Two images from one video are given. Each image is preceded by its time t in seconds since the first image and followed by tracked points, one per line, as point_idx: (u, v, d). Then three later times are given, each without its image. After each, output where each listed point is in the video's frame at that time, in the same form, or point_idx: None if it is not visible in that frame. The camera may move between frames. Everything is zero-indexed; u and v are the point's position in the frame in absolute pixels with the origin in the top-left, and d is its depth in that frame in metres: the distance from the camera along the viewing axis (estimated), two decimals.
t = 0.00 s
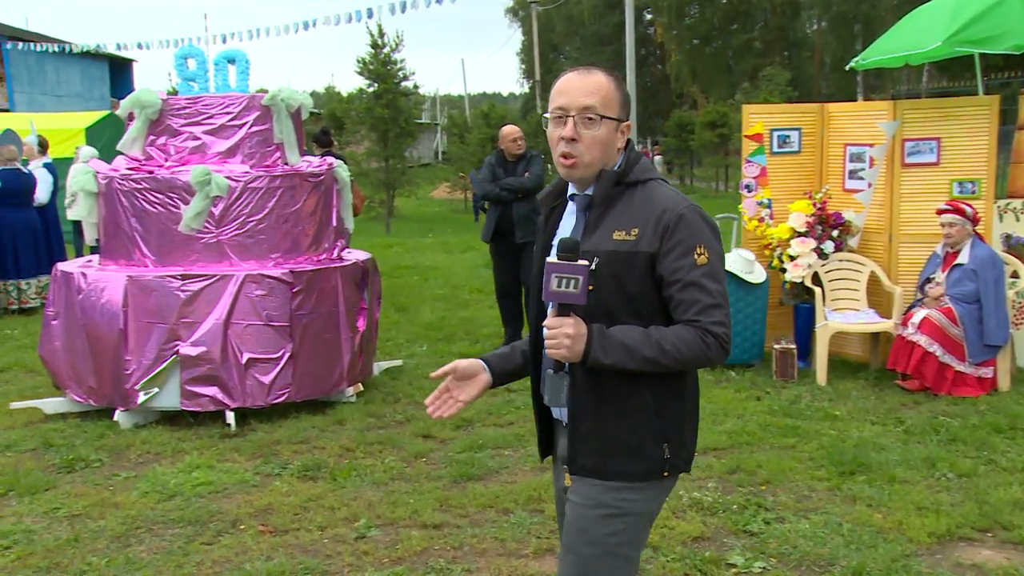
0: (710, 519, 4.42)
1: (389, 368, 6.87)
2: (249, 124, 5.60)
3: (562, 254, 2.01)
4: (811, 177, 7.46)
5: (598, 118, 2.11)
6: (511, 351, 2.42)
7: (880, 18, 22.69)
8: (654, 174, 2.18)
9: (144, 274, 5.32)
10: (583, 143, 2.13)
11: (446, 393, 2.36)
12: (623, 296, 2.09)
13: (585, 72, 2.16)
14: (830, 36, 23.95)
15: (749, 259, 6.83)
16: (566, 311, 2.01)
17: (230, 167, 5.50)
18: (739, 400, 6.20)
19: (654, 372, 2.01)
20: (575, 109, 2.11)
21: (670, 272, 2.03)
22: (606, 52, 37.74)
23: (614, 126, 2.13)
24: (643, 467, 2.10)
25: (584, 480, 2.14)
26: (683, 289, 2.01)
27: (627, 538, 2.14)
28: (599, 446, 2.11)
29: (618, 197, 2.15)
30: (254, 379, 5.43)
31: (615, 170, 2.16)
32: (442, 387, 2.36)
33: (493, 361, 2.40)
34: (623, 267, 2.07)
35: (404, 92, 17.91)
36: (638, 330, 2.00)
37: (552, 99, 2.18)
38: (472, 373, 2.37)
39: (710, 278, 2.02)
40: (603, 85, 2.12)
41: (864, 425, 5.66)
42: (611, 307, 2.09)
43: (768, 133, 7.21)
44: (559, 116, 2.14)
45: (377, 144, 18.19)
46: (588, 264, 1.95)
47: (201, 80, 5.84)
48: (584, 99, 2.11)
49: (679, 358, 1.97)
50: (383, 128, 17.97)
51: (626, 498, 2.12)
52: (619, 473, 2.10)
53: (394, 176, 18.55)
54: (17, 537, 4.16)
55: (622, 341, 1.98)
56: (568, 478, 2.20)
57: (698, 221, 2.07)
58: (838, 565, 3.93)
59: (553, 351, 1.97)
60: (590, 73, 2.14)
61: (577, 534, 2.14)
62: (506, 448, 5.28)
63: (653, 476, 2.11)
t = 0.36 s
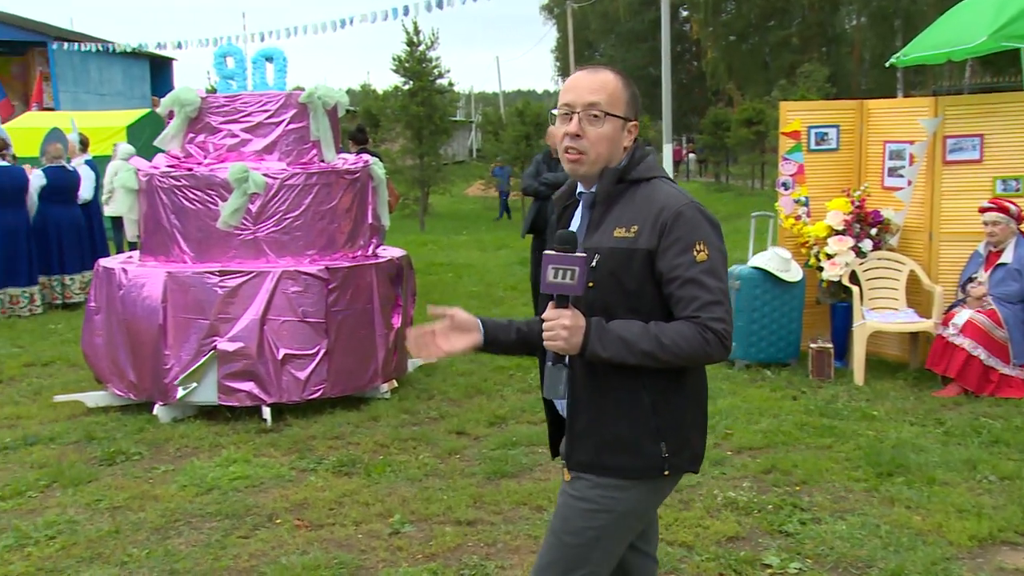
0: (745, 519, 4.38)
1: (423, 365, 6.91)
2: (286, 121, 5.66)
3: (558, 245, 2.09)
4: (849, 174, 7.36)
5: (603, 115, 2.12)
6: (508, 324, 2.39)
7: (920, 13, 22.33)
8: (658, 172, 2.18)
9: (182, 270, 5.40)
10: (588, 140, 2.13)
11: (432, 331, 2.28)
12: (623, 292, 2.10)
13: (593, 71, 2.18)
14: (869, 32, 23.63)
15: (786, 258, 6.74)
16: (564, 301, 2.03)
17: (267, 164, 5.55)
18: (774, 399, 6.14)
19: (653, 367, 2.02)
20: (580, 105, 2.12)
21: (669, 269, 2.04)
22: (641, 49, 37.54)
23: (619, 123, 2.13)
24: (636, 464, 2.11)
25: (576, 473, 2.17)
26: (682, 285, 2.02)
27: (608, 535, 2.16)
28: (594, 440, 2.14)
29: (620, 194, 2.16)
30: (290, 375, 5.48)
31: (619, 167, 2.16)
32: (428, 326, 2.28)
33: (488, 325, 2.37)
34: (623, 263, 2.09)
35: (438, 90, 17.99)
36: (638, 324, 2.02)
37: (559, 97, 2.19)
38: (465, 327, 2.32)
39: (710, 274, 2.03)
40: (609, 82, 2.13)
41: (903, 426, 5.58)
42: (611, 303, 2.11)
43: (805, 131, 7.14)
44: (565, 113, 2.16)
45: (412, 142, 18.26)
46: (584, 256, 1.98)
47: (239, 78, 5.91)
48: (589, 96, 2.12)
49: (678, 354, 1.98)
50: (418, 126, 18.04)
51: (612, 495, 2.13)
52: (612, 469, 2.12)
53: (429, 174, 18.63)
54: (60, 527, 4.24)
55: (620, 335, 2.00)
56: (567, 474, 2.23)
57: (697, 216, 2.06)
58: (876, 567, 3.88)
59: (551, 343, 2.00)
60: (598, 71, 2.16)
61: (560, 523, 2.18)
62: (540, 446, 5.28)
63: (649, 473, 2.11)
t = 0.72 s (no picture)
0: (779, 519, 4.34)
1: (456, 361, 6.92)
2: (320, 119, 5.71)
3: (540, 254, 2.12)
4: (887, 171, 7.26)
5: (590, 125, 2.14)
6: (490, 304, 2.32)
7: (961, 8, 21.97)
8: (647, 181, 2.19)
9: (218, 266, 5.46)
10: (576, 150, 2.16)
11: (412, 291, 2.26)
12: (600, 303, 2.13)
13: (582, 76, 2.18)
14: (908, 27, 23.29)
15: (821, 256, 6.64)
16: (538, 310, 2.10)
17: (302, 161, 5.60)
18: (809, 398, 6.07)
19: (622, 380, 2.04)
20: (568, 116, 2.14)
21: (646, 285, 2.05)
22: (674, 45, 37.32)
23: (607, 132, 2.15)
24: (606, 474, 2.13)
25: (559, 483, 2.20)
26: (658, 303, 2.03)
27: (592, 545, 2.18)
28: (565, 448, 2.18)
29: (606, 203, 2.19)
30: (324, 370, 5.53)
31: (607, 176, 2.19)
32: (415, 286, 2.26)
33: (470, 300, 2.30)
34: (602, 274, 2.12)
35: (472, 86, 18.01)
36: (612, 338, 2.04)
37: (549, 103, 2.21)
38: (448, 296, 2.26)
39: (687, 293, 2.03)
40: (597, 92, 2.13)
41: (941, 427, 5.50)
42: (589, 313, 2.15)
43: (841, 127, 7.07)
44: (554, 122, 2.18)
45: (445, 139, 18.31)
46: (561, 267, 2.04)
47: (275, 76, 5.97)
48: (576, 106, 2.14)
49: (648, 370, 2.00)
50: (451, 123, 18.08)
51: (590, 506, 2.16)
52: (584, 478, 2.15)
53: (462, 171, 18.67)
54: (100, 518, 4.31)
55: (592, 347, 2.02)
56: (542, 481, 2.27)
57: (679, 235, 2.07)
58: (913, 569, 3.83)
59: (523, 350, 2.03)
60: (586, 78, 2.16)
61: (546, 536, 2.21)
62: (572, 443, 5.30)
63: (616, 484, 2.13)
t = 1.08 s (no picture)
0: (816, 521, 4.29)
1: (490, 360, 6.94)
2: (357, 118, 5.74)
3: (514, 252, 2.13)
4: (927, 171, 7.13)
5: (568, 120, 2.15)
6: (483, 319, 2.30)
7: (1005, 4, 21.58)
8: (624, 178, 2.20)
9: (256, 264, 5.52)
10: (551, 144, 2.17)
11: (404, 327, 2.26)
12: (578, 301, 2.14)
13: (563, 71, 2.19)
14: (950, 24, 22.93)
15: (860, 256, 6.57)
16: (514, 309, 2.09)
17: (339, 160, 5.64)
18: (846, 399, 6.00)
19: (600, 377, 2.06)
20: (545, 109, 2.15)
21: (623, 282, 2.06)
22: (710, 44, 37.07)
23: (584, 128, 2.16)
24: (592, 473, 2.13)
25: (547, 485, 2.19)
26: (634, 300, 2.04)
27: (585, 545, 2.18)
28: (550, 448, 2.17)
29: (582, 200, 2.20)
30: (360, 368, 5.57)
31: (582, 172, 2.20)
32: (405, 322, 2.26)
33: (460, 319, 2.29)
34: (578, 272, 2.12)
35: (508, 86, 17.88)
36: (588, 336, 2.06)
37: (528, 96, 2.21)
38: (437, 323, 2.28)
39: (663, 290, 2.03)
40: (577, 87, 2.14)
41: (982, 430, 5.40)
42: (568, 311, 2.15)
43: (882, 126, 6.98)
44: (532, 114, 2.19)
45: (481, 138, 18.36)
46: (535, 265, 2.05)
47: (312, 76, 6.02)
48: (554, 100, 2.14)
49: (625, 368, 2.02)
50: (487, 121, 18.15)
51: (580, 506, 2.15)
52: (571, 479, 2.14)
53: (497, 170, 18.68)
54: (141, 512, 4.38)
55: (568, 345, 2.05)
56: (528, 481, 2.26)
57: (654, 231, 2.07)
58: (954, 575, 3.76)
59: (499, 349, 2.06)
60: (567, 73, 2.17)
61: (540, 538, 2.21)
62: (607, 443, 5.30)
63: (602, 482, 2.13)
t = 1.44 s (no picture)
0: (851, 524, 4.24)
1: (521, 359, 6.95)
2: (391, 117, 5.77)
3: (524, 252, 2.11)
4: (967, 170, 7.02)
5: (567, 118, 2.10)
6: (494, 332, 2.30)
7: None
8: (629, 175, 2.17)
9: (291, 263, 5.56)
10: (552, 143, 2.12)
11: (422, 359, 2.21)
12: (592, 299, 2.11)
13: (558, 69, 2.14)
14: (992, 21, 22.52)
15: (897, 256, 6.49)
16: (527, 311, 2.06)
17: (373, 159, 5.69)
18: (883, 401, 5.92)
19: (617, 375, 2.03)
20: (544, 108, 2.10)
21: (637, 278, 2.04)
22: (746, 42, 36.77)
23: (584, 126, 2.11)
24: (611, 472, 2.11)
25: (567, 486, 2.16)
26: (649, 295, 2.01)
27: (606, 543, 2.17)
28: (569, 448, 2.14)
29: (590, 198, 2.16)
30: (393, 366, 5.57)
31: (588, 171, 2.16)
32: (421, 354, 2.20)
33: (474, 338, 2.26)
34: (591, 271, 2.09)
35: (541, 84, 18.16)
36: (603, 333, 2.02)
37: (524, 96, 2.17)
38: (453, 347, 2.22)
39: (678, 284, 2.02)
40: (574, 84, 2.10)
41: None
42: (582, 310, 2.12)
43: (920, 124, 6.87)
44: (530, 114, 2.14)
45: (514, 137, 18.49)
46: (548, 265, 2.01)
47: (347, 75, 6.06)
48: (552, 97, 2.10)
49: (643, 365, 1.98)
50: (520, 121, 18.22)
51: (603, 505, 2.14)
52: (589, 479, 2.12)
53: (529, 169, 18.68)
54: (177, 507, 4.44)
55: (583, 344, 2.01)
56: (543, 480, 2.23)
57: (667, 226, 2.05)
58: None
59: (514, 351, 2.02)
60: (562, 70, 2.13)
61: (561, 539, 2.18)
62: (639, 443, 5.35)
63: (621, 481, 2.12)
